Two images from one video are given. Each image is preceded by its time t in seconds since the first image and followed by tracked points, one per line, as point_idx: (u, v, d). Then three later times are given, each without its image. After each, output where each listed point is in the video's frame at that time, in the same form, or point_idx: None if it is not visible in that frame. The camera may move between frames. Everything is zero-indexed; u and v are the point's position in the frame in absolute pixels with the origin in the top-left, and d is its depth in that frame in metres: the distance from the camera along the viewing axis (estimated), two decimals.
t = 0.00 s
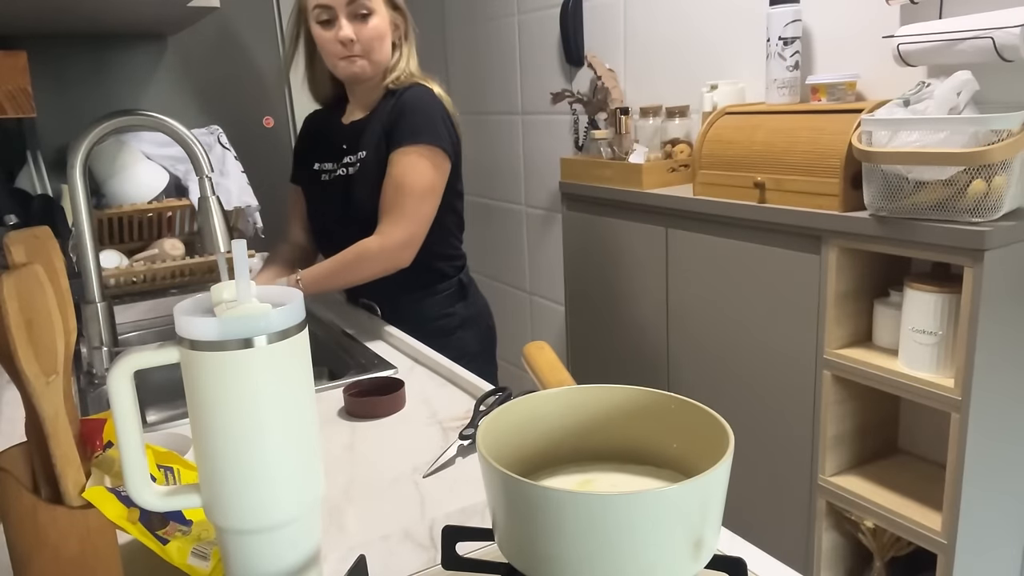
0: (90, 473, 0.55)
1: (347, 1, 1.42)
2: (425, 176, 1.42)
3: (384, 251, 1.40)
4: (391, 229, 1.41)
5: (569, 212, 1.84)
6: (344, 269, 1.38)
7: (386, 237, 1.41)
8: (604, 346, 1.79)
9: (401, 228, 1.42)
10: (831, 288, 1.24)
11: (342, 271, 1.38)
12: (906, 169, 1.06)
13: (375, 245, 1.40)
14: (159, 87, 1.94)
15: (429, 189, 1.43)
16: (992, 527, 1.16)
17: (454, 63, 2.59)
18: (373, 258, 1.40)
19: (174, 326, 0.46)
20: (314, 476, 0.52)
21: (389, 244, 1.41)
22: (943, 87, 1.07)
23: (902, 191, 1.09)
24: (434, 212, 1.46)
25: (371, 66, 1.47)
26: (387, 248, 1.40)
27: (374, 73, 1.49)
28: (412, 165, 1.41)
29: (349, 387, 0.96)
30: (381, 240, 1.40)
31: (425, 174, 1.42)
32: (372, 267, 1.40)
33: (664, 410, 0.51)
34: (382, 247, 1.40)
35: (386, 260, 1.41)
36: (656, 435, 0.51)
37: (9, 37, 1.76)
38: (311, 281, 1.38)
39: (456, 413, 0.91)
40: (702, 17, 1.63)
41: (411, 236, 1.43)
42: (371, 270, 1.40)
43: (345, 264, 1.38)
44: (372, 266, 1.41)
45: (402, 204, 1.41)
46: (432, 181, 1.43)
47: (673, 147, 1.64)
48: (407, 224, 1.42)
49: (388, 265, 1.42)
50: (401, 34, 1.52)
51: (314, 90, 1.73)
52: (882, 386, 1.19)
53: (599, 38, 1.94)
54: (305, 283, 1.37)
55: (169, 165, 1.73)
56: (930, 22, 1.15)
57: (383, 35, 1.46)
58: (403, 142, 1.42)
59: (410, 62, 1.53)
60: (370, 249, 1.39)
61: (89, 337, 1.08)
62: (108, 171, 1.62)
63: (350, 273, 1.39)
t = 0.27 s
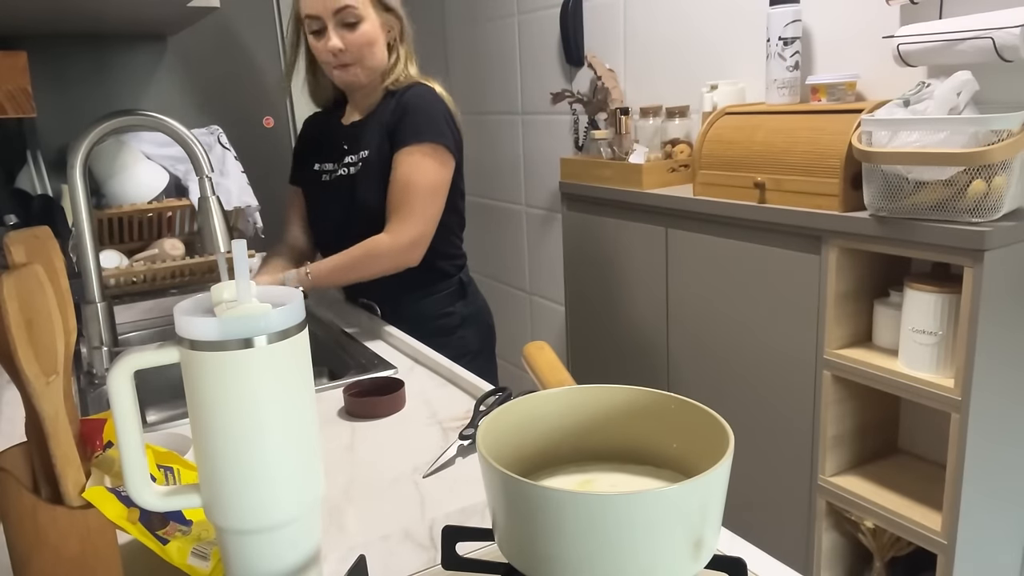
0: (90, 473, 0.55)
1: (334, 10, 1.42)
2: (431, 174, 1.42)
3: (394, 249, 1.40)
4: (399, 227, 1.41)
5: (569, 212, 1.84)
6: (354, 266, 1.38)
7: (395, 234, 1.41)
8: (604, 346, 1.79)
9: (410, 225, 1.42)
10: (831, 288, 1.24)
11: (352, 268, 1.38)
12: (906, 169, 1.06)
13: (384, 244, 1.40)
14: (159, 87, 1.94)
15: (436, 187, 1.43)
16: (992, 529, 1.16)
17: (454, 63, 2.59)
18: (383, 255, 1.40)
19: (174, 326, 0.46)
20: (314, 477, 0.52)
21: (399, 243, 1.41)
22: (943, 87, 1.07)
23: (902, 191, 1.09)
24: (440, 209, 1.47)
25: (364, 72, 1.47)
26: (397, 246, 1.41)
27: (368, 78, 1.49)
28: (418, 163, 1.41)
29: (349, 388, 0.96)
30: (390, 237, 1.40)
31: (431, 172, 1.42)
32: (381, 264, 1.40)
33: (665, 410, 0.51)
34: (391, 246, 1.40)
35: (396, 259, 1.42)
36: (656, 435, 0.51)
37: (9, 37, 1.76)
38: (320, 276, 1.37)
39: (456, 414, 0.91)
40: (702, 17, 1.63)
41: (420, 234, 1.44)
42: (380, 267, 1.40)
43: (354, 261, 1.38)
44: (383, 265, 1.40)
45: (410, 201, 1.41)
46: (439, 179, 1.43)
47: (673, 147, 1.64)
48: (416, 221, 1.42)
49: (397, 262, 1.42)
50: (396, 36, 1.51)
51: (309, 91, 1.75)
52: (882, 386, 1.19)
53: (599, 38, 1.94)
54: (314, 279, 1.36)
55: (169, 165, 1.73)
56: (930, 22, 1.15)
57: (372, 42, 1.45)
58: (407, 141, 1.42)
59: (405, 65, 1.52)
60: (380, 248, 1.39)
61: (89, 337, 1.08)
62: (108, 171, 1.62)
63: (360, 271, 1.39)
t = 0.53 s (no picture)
0: (90, 473, 0.55)
1: (316, 14, 1.45)
2: (432, 175, 1.42)
3: (394, 251, 1.40)
4: (399, 228, 1.41)
5: (569, 212, 1.84)
6: (353, 269, 1.38)
7: (395, 235, 1.41)
8: (604, 345, 1.79)
9: (410, 227, 1.42)
10: (831, 288, 1.24)
11: (351, 270, 1.38)
12: (906, 169, 1.06)
13: (384, 246, 1.40)
14: (159, 87, 1.94)
15: (437, 188, 1.43)
16: (992, 529, 1.16)
17: (454, 63, 2.59)
18: (383, 257, 1.39)
19: (174, 326, 0.46)
20: (314, 477, 0.52)
21: (399, 244, 1.41)
22: (943, 87, 1.07)
23: (902, 191, 1.09)
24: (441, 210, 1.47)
25: (347, 74, 1.48)
26: (397, 248, 1.40)
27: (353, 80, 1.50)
28: (419, 164, 1.41)
29: (349, 388, 0.96)
30: (390, 238, 1.40)
31: (432, 173, 1.42)
32: (381, 265, 1.40)
33: (665, 410, 0.51)
34: (392, 247, 1.40)
35: (396, 261, 1.41)
36: (656, 435, 0.51)
37: (9, 37, 1.76)
38: (318, 281, 1.36)
39: (456, 414, 0.91)
40: (702, 17, 1.63)
41: (419, 236, 1.43)
42: (380, 269, 1.40)
43: (353, 263, 1.38)
44: (382, 267, 1.40)
45: (410, 202, 1.41)
46: (440, 180, 1.43)
47: (673, 147, 1.64)
48: (415, 222, 1.42)
49: (397, 263, 1.42)
50: (390, 37, 1.49)
51: (318, 93, 1.79)
52: (882, 386, 1.19)
53: (599, 38, 1.94)
54: (313, 284, 1.36)
55: (169, 165, 1.73)
56: (930, 22, 1.15)
57: (355, 45, 1.45)
58: (409, 142, 1.42)
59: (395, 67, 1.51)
60: (380, 249, 1.39)
61: (89, 337, 1.08)
62: (108, 171, 1.62)
63: (359, 273, 1.39)
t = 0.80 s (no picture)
0: (90, 473, 0.55)
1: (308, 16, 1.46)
2: (431, 177, 1.42)
3: (393, 251, 1.40)
4: (398, 229, 1.41)
5: (569, 212, 1.83)
6: (352, 270, 1.37)
7: (394, 236, 1.40)
8: (604, 345, 1.79)
9: (409, 228, 1.42)
10: (831, 288, 1.24)
11: (350, 271, 1.37)
12: (906, 169, 1.06)
13: (383, 246, 1.39)
14: (159, 87, 1.94)
15: (436, 192, 1.43)
16: (991, 530, 1.16)
17: (454, 63, 2.59)
18: (382, 257, 1.39)
19: (174, 326, 0.46)
20: (314, 477, 0.52)
21: (398, 245, 1.40)
22: (943, 87, 1.07)
23: (902, 191, 1.09)
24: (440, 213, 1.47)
25: (338, 74, 1.49)
26: (396, 248, 1.40)
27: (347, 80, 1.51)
28: (419, 168, 1.41)
29: (349, 388, 0.96)
30: (389, 240, 1.39)
31: (431, 178, 1.42)
32: (380, 266, 1.40)
33: (665, 411, 0.51)
34: (391, 248, 1.40)
35: (395, 262, 1.41)
36: (656, 435, 0.51)
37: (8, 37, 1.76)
38: (316, 281, 1.35)
39: (456, 414, 0.91)
40: (702, 17, 1.63)
41: (418, 237, 1.43)
42: (379, 269, 1.40)
43: (353, 264, 1.37)
44: (381, 267, 1.40)
45: (410, 204, 1.41)
46: (439, 184, 1.43)
47: (673, 147, 1.64)
48: (415, 224, 1.42)
49: (395, 264, 1.42)
50: (379, 40, 1.47)
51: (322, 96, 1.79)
52: (882, 386, 1.19)
53: (599, 39, 1.94)
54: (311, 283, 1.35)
55: (169, 165, 1.73)
56: (930, 22, 1.15)
57: (342, 47, 1.45)
58: (410, 143, 1.42)
59: (387, 70, 1.49)
60: (380, 250, 1.39)
61: (89, 337, 1.08)
62: (108, 171, 1.62)
63: (358, 273, 1.38)
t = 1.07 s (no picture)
0: (90, 473, 0.55)
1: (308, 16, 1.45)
2: (427, 176, 1.42)
3: (384, 250, 1.40)
4: (390, 227, 1.41)
5: (569, 212, 1.83)
6: (341, 268, 1.38)
7: (385, 234, 1.40)
8: (604, 345, 1.79)
9: (401, 226, 1.41)
10: (831, 288, 1.24)
11: (340, 269, 1.37)
12: (906, 169, 1.06)
13: (373, 244, 1.39)
14: (159, 87, 1.94)
15: (431, 189, 1.43)
16: (991, 530, 1.16)
17: (454, 63, 2.59)
18: (372, 256, 1.39)
19: (174, 326, 0.46)
20: (314, 477, 0.52)
21: (389, 243, 1.40)
22: (943, 87, 1.07)
23: (902, 191, 1.09)
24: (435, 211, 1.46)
25: (337, 74, 1.49)
26: (387, 246, 1.40)
27: (346, 79, 1.50)
28: (415, 166, 1.41)
29: (349, 388, 0.96)
30: (380, 237, 1.39)
31: (426, 175, 1.42)
32: (371, 264, 1.40)
33: (665, 411, 0.51)
34: (381, 245, 1.40)
35: (385, 259, 1.41)
36: (656, 435, 0.51)
37: (8, 37, 1.76)
38: (307, 281, 1.37)
39: (456, 414, 0.91)
40: (702, 17, 1.63)
41: (410, 235, 1.43)
42: (369, 268, 1.40)
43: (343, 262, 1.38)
44: (372, 265, 1.40)
45: (401, 201, 1.40)
46: (434, 182, 1.43)
47: (673, 147, 1.64)
48: (406, 221, 1.41)
49: (387, 262, 1.41)
50: (378, 40, 1.47)
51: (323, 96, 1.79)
52: (882, 386, 1.19)
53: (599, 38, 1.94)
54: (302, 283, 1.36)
55: (169, 165, 1.73)
56: (930, 22, 1.15)
57: (342, 48, 1.45)
58: (409, 143, 1.42)
59: (387, 70, 1.50)
60: (369, 248, 1.39)
61: (89, 337, 1.08)
62: (108, 171, 1.62)
63: (348, 272, 1.39)
